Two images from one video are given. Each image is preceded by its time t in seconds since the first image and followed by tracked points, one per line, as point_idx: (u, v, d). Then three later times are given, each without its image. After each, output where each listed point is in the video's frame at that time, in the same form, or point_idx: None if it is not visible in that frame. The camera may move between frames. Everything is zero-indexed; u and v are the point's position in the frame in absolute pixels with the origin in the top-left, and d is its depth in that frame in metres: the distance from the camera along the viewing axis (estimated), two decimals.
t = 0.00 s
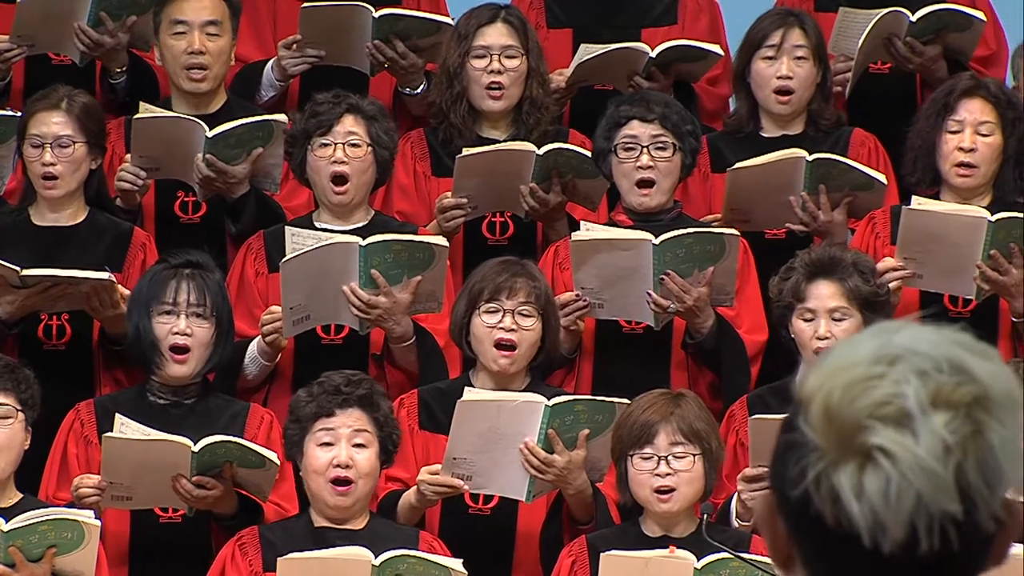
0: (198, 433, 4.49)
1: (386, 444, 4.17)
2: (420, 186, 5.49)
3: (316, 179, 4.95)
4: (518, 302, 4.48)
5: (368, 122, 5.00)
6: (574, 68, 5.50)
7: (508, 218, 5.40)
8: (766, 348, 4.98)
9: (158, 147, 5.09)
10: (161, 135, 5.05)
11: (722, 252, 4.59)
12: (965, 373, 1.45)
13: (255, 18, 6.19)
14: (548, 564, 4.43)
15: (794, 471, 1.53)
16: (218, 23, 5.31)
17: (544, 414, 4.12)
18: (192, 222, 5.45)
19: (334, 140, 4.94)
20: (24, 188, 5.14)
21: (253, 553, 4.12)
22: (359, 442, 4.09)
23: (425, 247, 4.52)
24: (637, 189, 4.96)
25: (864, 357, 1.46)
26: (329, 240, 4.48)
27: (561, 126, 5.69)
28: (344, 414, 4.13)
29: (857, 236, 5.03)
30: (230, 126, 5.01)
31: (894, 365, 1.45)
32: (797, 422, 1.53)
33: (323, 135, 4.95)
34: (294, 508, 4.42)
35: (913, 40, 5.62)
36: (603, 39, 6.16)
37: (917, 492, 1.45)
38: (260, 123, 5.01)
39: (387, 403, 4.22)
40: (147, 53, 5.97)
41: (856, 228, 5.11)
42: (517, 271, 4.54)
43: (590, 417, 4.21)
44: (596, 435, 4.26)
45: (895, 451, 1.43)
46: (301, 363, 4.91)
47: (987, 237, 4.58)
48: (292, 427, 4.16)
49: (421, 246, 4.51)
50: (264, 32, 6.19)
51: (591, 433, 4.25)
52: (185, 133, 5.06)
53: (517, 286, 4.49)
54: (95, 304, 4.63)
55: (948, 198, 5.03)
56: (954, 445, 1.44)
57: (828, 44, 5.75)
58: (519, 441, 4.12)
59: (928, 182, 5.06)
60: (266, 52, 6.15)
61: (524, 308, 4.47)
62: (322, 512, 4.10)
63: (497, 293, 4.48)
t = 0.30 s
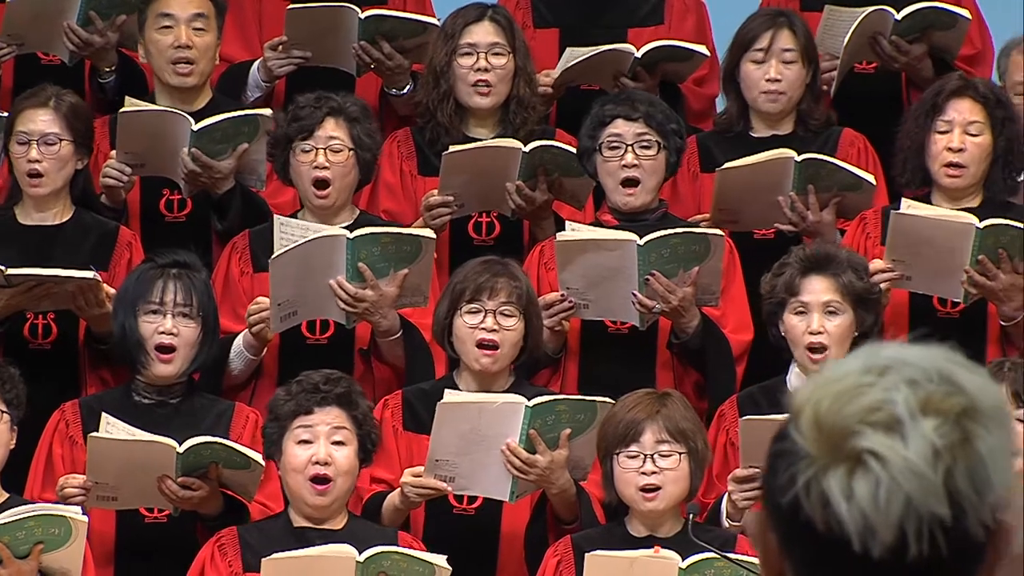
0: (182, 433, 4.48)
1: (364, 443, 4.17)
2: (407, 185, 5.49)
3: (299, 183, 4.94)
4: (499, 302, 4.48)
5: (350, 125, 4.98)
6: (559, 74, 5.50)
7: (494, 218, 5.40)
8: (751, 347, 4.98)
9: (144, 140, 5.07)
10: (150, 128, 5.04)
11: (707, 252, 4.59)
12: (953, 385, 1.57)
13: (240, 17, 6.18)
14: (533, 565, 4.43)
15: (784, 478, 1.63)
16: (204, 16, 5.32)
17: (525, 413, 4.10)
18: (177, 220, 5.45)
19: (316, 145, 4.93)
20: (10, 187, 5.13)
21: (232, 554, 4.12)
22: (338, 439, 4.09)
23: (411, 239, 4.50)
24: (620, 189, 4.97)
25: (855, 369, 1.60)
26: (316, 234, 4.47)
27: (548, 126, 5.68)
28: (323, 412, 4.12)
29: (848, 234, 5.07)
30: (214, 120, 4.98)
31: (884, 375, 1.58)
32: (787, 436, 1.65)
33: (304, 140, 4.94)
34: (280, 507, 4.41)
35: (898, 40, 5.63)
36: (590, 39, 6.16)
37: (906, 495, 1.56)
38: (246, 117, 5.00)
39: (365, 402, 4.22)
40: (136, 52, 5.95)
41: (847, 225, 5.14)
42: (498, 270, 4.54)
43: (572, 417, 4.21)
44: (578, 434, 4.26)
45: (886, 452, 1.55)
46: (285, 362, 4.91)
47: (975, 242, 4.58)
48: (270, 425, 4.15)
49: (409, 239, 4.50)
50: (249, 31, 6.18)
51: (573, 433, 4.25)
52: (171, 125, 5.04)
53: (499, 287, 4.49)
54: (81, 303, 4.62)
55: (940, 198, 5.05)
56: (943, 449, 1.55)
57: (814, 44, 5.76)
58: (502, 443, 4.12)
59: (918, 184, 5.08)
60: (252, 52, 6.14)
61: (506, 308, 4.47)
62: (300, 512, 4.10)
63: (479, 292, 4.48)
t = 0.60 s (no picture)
0: (163, 433, 4.48)
1: (342, 441, 4.16)
2: (389, 183, 5.49)
3: (276, 184, 4.95)
4: (481, 301, 4.48)
5: (327, 127, 4.97)
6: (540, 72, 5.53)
7: (476, 216, 5.41)
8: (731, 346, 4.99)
9: (126, 138, 5.07)
10: (130, 125, 5.04)
11: (687, 251, 4.61)
12: (957, 465, 1.58)
13: (222, 15, 6.17)
14: (513, 565, 4.44)
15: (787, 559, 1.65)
16: (186, 21, 5.30)
17: (508, 414, 4.12)
18: (158, 219, 5.43)
19: (295, 149, 4.93)
20: None
21: (211, 553, 4.12)
22: (314, 438, 4.09)
23: (391, 237, 4.51)
24: (601, 184, 4.96)
25: (858, 449, 1.60)
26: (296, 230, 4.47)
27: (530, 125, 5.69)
28: (299, 411, 4.12)
29: (836, 234, 5.11)
30: (195, 121, 5.00)
31: (888, 457, 1.58)
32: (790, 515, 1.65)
33: (283, 144, 4.94)
34: (261, 505, 4.40)
35: (879, 40, 5.65)
36: (572, 39, 6.18)
37: None
38: (224, 118, 5.01)
39: (343, 400, 4.22)
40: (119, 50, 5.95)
41: (835, 228, 5.16)
42: (480, 270, 4.54)
43: (553, 419, 4.21)
44: (560, 437, 4.26)
45: (889, 537, 1.55)
46: (265, 361, 4.91)
47: (956, 244, 4.61)
48: (248, 426, 4.15)
49: (388, 236, 4.51)
50: (231, 32, 6.17)
51: (555, 436, 4.25)
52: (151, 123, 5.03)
53: (480, 286, 4.49)
54: (64, 302, 4.61)
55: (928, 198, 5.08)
56: (946, 535, 1.56)
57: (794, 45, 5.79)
58: (484, 444, 4.13)
59: (905, 183, 5.12)
60: (234, 52, 6.13)
61: (488, 307, 4.48)
62: (281, 512, 4.10)
63: (460, 292, 4.48)
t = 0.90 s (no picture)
0: (143, 433, 4.47)
1: (325, 443, 4.16)
2: (369, 183, 5.49)
3: (254, 182, 4.93)
4: (464, 299, 4.48)
5: (305, 124, 4.98)
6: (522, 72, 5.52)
7: (458, 216, 5.41)
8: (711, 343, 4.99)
9: (107, 144, 5.06)
10: (114, 134, 5.03)
11: (666, 250, 4.60)
12: (922, 402, 1.42)
13: (202, 14, 6.16)
14: (495, 565, 4.44)
15: (752, 498, 1.48)
16: (166, 16, 5.29)
17: (491, 414, 4.11)
18: (141, 219, 5.39)
19: (273, 144, 4.92)
20: None
21: (191, 552, 4.11)
22: (298, 440, 4.08)
23: (368, 235, 4.51)
24: (579, 191, 4.97)
25: (823, 383, 1.43)
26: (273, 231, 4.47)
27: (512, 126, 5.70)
28: (283, 412, 4.12)
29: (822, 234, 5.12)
30: (175, 124, 5.00)
31: (853, 394, 1.42)
32: (753, 450, 1.49)
33: (261, 140, 4.93)
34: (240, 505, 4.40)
35: (859, 38, 5.67)
36: (554, 39, 6.18)
37: (872, 525, 1.42)
38: (207, 121, 5.01)
39: (327, 402, 4.21)
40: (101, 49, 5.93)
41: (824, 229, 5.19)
42: (462, 269, 4.54)
43: (536, 418, 4.21)
44: (543, 436, 4.26)
45: (852, 482, 1.41)
46: (244, 362, 4.90)
47: (939, 241, 4.61)
48: (231, 425, 4.15)
49: (365, 235, 4.51)
50: (211, 32, 6.16)
51: (537, 435, 4.26)
52: (133, 130, 5.03)
53: (463, 284, 4.49)
54: (44, 302, 4.60)
55: (915, 197, 5.08)
56: (909, 477, 1.42)
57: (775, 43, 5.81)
58: (467, 443, 4.12)
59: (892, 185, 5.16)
60: (213, 51, 6.13)
61: (471, 305, 4.47)
62: (260, 512, 4.11)
63: (443, 290, 4.48)
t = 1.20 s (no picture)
0: (126, 434, 4.47)
1: (313, 443, 4.17)
2: (355, 183, 5.49)
3: (239, 181, 4.94)
4: (452, 298, 4.48)
5: (290, 125, 4.98)
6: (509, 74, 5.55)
7: (444, 216, 5.41)
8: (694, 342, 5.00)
9: (94, 142, 5.06)
10: (98, 130, 5.03)
11: (648, 246, 4.62)
12: (854, 405, 1.54)
13: (188, 15, 6.16)
14: (481, 564, 4.44)
15: (686, 501, 1.60)
16: (155, 17, 5.29)
17: (478, 414, 4.12)
18: (127, 219, 5.40)
19: (258, 144, 4.92)
20: None
21: (178, 552, 4.11)
22: (286, 440, 4.09)
23: (351, 238, 4.51)
24: (562, 191, 4.98)
25: (756, 388, 1.55)
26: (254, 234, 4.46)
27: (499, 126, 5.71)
28: (272, 412, 4.12)
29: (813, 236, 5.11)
30: (164, 124, 5.02)
31: (785, 398, 1.53)
32: (688, 454, 1.61)
33: (246, 140, 4.93)
34: (224, 506, 4.40)
35: (845, 39, 5.68)
36: (540, 37, 6.18)
37: (802, 528, 1.53)
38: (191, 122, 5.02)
39: (315, 402, 4.23)
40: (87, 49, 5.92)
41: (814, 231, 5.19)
42: (449, 268, 4.55)
43: (523, 417, 4.22)
44: (530, 435, 4.27)
45: (783, 484, 1.52)
46: (227, 361, 4.90)
47: (929, 241, 4.62)
48: (219, 424, 4.14)
49: (348, 237, 4.51)
50: (197, 33, 6.16)
51: (525, 434, 4.26)
52: (120, 130, 5.04)
53: (451, 283, 4.50)
54: (30, 301, 4.60)
55: (906, 197, 5.09)
56: (839, 479, 1.53)
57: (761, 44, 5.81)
58: (454, 443, 4.12)
59: (883, 185, 5.17)
60: (200, 50, 6.13)
61: (458, 305, 4.48)
62: (250, 511, 4.10)
63: (430, 289, 4.48)
